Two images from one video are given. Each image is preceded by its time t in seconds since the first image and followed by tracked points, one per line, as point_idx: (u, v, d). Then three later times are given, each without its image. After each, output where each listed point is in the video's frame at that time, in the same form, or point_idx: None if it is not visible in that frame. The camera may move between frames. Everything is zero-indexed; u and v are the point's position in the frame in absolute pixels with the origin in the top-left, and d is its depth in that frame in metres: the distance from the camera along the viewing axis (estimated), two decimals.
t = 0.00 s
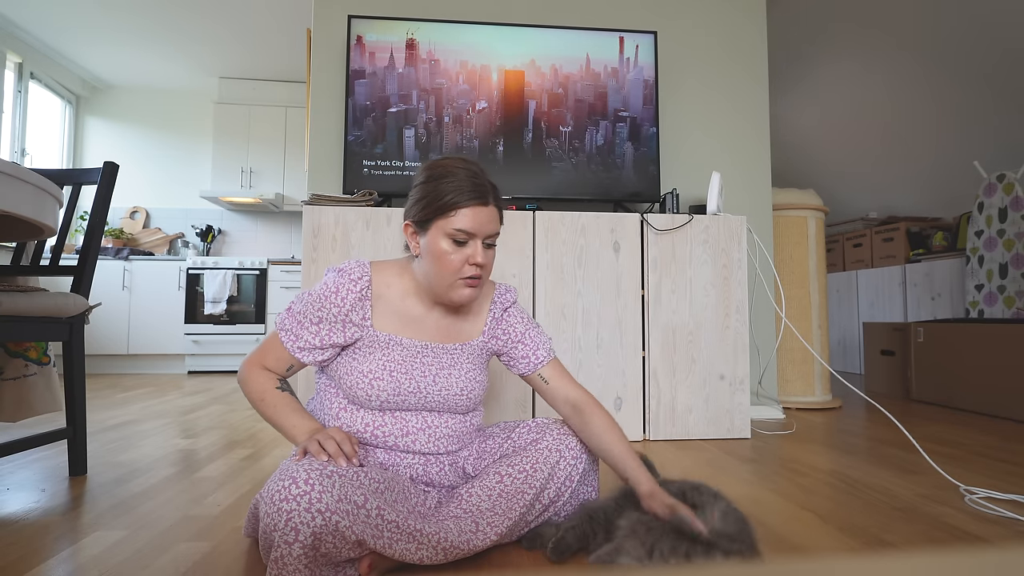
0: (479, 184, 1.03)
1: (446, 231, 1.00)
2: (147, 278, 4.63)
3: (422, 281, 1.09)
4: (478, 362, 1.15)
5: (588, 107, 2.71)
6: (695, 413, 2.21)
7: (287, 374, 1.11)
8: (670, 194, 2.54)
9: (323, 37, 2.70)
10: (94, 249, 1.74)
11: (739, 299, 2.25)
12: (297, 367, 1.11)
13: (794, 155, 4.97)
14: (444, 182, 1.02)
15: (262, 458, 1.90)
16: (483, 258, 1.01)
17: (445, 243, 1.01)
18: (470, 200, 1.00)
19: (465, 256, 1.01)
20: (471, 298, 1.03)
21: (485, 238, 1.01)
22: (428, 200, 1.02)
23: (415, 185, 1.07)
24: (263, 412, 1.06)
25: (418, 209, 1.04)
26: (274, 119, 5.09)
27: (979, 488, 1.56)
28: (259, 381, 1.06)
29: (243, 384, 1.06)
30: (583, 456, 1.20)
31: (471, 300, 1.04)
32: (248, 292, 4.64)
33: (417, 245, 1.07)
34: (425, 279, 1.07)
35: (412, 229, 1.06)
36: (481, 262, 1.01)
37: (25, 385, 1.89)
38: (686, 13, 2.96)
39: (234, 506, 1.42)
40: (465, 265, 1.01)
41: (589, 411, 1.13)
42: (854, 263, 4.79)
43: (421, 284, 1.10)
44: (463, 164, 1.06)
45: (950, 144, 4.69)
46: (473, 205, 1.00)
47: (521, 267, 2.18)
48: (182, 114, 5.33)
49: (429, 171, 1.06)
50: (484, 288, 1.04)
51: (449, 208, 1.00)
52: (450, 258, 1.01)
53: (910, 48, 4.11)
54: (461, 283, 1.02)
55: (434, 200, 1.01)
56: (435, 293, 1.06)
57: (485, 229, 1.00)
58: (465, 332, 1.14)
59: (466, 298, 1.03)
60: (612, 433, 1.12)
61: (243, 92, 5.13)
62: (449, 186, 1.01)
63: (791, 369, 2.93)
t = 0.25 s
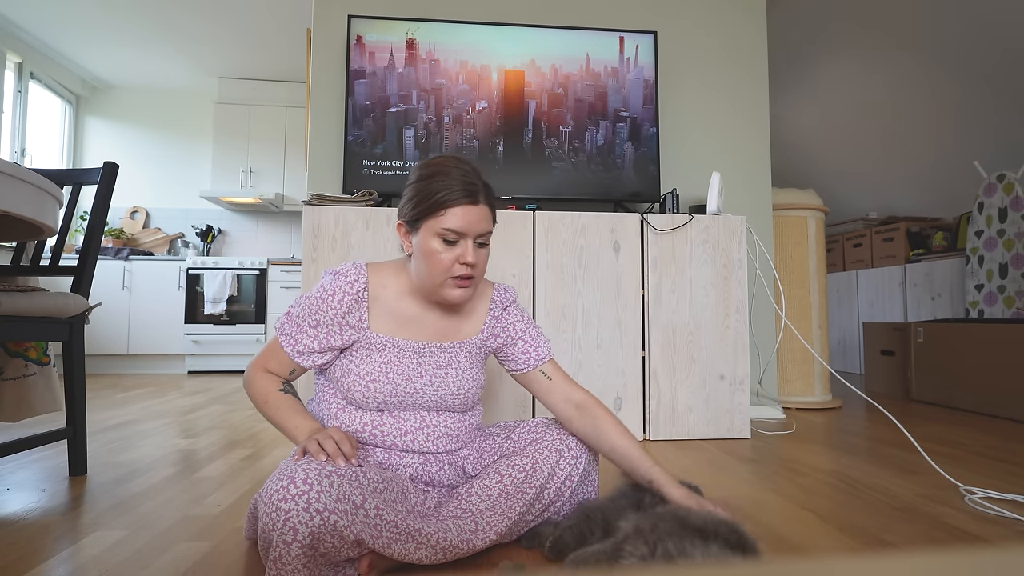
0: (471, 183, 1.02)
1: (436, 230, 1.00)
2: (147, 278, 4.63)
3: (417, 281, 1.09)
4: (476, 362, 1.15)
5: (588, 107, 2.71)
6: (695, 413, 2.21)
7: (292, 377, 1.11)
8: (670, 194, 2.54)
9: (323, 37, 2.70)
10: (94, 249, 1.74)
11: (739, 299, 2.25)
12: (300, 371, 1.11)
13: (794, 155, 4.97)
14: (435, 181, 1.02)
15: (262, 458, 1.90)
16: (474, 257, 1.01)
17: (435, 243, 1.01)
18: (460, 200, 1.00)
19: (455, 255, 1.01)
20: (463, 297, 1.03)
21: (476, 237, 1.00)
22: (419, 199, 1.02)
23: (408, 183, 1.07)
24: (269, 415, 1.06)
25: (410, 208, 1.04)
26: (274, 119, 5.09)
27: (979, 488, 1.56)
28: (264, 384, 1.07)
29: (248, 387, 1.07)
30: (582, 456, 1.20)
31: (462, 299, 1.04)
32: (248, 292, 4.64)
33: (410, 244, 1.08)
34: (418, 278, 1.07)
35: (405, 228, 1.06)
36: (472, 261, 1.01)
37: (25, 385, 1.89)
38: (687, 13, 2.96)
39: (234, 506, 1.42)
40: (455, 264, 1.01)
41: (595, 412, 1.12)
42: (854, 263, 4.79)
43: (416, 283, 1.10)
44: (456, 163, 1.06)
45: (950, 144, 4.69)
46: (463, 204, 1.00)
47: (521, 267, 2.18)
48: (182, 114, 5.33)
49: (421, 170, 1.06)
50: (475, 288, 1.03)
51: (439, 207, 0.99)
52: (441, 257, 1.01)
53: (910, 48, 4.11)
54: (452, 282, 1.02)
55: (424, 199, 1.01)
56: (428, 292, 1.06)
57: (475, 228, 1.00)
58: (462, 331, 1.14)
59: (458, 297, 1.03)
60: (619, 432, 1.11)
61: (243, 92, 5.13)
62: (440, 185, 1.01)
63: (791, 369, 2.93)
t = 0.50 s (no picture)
0: (471, 184, 1.02)
1: (434, 230, 1.00)
2: (147, 278, 4.63)
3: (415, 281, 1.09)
4: (476, 363, 1.15)
5: (588, 107, 2.71)
6: (695, 413, 2.21)
7: (292, 376, 1.11)
8: (670, 194, 2.54)
9: (322, 37, 2.70)
10: (94, 249, 1.74)
11: (739, 299, 2.25)
12: (299, 368, 1.11)
13: (794, 154, 4.98)
14: (435, 181, 1.02)
15: (262, 458, 1.90)
16: (472, 259, 1.01)
17: (434, 243, 1.01)
18: (458, 200, 0.99)
19: (452, 256, 1.01)
20: (460, 298, 1.03)
21: (473, 238, 1.00)
22: (419, 199, 1.02)
23: (410, 182, 1.07)
24: (267, 413, 1.06)
25: (410, 208, 1.04)
26: (274, 119, 5.09)
27: (979, 488, 1.56)
28: (263, 382, 1.06)
29: (248, 385, 1.07)
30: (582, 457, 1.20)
31: (460, 300, 1.04)
32: (248, 292, 4.64)
33: (410, 243, 1.08)
34: (417, 278, 1.07)
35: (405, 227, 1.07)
36: (469, 263, 1.01)
37: (25, 385, 1.89)
38: (686, 14, 2.96)
39: (234, 506, 1.42)
40: (453, 265, 1.01)
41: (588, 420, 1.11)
42: (854, 263, 4.79)
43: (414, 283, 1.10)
44: (458, 163, 1.06)
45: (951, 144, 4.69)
46: (462, 205, 1.00)
47: (521, 267, 2.18)
48: (182, 114, 5.33)
49: (423, 169, 1.06)
50: (472, 289, 1.03)
51: (438, 208, 1.00)
52: (439, 258, 1.01)
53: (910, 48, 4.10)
54: (449, 283, 1.02)
55: (424, 199, 1.02)
56: (426, 292, 1.06)
57: (474, 229, 1.00)
58: (461, 332, 1.14)
59: (455, 298, 1.03)
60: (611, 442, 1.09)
61: (243, 92, 5.13)
62: (440, 185, 1.01)
63: (791, 369, 2.93)
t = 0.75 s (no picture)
0: (461, 184, 1.02)
1: (425, 232, 1.00)
2: (147, 278, 4.63)
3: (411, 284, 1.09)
4: (477, 363, 1.15)
5: (588, 107, 2.71)
6: (695, 413, 2.21)
7: (294, 380, 1.12)
8: (670, 194, 2.54)
9: (322, 37, 2.71)
10: (94, 249, 1.74)
11: (739, 299, 2.25)
12: (300, 373, 1.11)
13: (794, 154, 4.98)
14: (425, 182, 1.02)
15: (262, 458, 1.90)
16: (465, 260, 1.01)
17: (426, 247, 1.01)
18: (448, 201, 0.99)
19: (445, 258, 1.01)
20: (455, 300, 1.03)
21: (466, 239, 1.00)
22: (410, 201, 1.03)
23: (402, 184, 1.07)
24: (269, 416, 1.06)
25: (402, 210, 1.04)
26: (274, 119, 5.09)
27: (979, 488, 1.56)
28: (264, 385, 1.07)
29: (250, 389, 1.07)
30: (583, 456, 1.20)
31: (455, 302, 1.04)
32: (248, 292, 4.64)
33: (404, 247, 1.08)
34: (412, 281, 1.07)
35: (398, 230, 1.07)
36: (462, 264, 1.01)
37: (25, 385, 1.89)
38: (686, 14, 2.96)
39: (234, 506, 1.42)
40: (446, 268, 1.01)
41: (604, 407, 1.10)
42: (854, 264, 4.80)
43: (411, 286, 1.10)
44: (448, 164, 1.05)
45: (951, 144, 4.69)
46: (453, 205, 0.99)
47: (521, 267, 2.18)
48: (182, 114, 5.33)
49: (414, 171, 1.07)
50: (467, 290, 1.03)
51: (428, 211, 0.99)
52: (432, 261, 1.01)
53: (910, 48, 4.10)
54: (444, 286, 1.02)
55: (415, 201, 1.02)
56: (422, 295, 1.07)
57: (464, 230, 0.99)
58: (462, 332, 1.14)
59: (450, 301, 1.03)
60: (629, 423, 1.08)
61: (243, 92, 5.13)
62: (429, 188, 1.01)
63: (791, 369, 2.93)
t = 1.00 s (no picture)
0: (463, 183, 1.02)
1: (428, 231, 1.00)
2: (147, 278, 4.63)
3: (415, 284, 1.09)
4: (478, 364, 1.16)
5: (588, 107, 2.71)
6: (695, 413, 2.21)
7: (295, 379, 1.11)
8: (670, 194, 2.54)
9: (322, 37, 2.71)
10: (94, 249, 1.74)
11: (739, 299, 2.25)
12: (301, 372, 1.11)
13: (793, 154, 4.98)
14: (426, 181, 1.02)
15: (262, 458, 1.90)
16: (468, 257, 1.01)
17: (429, 244, 1.01)
18: (449, 199, 1.00)
19: (449, 255, 1.01)
20: (460, 298, 1.03)
21: (469, 236, 1.00)
22: (413, 199, 1.03)
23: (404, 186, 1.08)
24: (270, 416, 1.06)
25: (406, 210, 1.05)
26: (273, 119, 5.09)
27: (979, 488, 1.56)
28: (266, 385, 1.07)
29: (252, 388, 1.07)
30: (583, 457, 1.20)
31: (460, 300, 1.03)
32: (248, 292, 4.64)
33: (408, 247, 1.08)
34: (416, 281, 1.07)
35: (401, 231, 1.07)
36: (466, 261, 1.00)
37: (26, 385, 1.89)
38: (686, 14, 2.96)
39: (235, 506, 1.42)
40: (450, 264, 1.01)
41: (584, 413, 1.11)
42: (854, 264, 4.80)
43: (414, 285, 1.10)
44: (449, 164, 1.06)
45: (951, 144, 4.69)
46: (455, 203, 1.00)
47: (521, 267, 2.18)
48: (182, 114, 5.33)
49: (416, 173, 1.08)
50: (471, 288, 1.03)
51: (431, 209, 1.00)
52: (436, 259, 1.01)
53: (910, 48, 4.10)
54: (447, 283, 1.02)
55: (418, 200, 1.02)
56: (426, 295, 1.06)
57: (467, 226, 1.00)
58: (464, 334, 1.14)
59: (455, 299, 1.03)
60: (604, 433, 1.08)
61: (243, 92, 5.13)
62: (431, 186, 1.01)
63: (791, 370, 2.93)
